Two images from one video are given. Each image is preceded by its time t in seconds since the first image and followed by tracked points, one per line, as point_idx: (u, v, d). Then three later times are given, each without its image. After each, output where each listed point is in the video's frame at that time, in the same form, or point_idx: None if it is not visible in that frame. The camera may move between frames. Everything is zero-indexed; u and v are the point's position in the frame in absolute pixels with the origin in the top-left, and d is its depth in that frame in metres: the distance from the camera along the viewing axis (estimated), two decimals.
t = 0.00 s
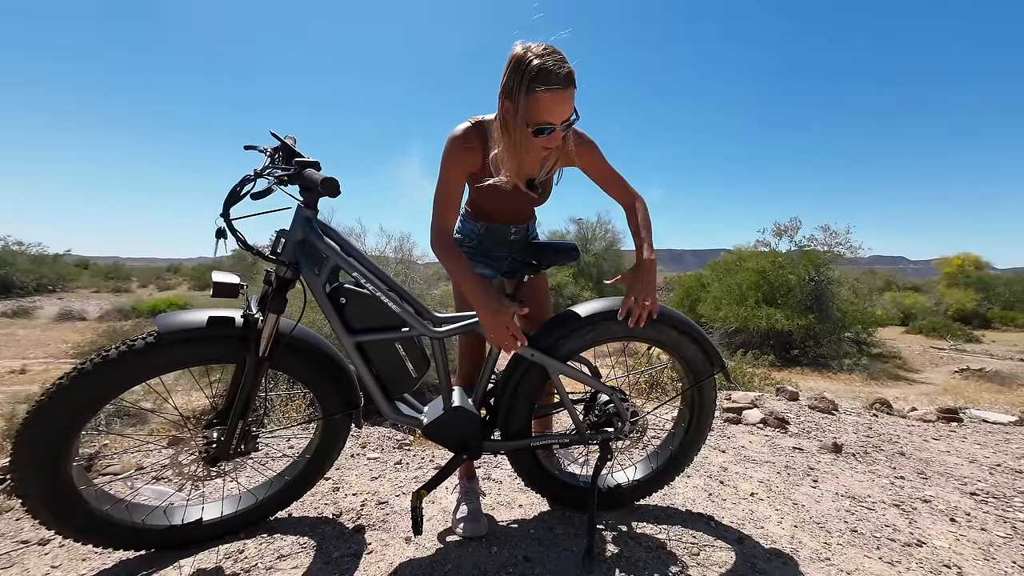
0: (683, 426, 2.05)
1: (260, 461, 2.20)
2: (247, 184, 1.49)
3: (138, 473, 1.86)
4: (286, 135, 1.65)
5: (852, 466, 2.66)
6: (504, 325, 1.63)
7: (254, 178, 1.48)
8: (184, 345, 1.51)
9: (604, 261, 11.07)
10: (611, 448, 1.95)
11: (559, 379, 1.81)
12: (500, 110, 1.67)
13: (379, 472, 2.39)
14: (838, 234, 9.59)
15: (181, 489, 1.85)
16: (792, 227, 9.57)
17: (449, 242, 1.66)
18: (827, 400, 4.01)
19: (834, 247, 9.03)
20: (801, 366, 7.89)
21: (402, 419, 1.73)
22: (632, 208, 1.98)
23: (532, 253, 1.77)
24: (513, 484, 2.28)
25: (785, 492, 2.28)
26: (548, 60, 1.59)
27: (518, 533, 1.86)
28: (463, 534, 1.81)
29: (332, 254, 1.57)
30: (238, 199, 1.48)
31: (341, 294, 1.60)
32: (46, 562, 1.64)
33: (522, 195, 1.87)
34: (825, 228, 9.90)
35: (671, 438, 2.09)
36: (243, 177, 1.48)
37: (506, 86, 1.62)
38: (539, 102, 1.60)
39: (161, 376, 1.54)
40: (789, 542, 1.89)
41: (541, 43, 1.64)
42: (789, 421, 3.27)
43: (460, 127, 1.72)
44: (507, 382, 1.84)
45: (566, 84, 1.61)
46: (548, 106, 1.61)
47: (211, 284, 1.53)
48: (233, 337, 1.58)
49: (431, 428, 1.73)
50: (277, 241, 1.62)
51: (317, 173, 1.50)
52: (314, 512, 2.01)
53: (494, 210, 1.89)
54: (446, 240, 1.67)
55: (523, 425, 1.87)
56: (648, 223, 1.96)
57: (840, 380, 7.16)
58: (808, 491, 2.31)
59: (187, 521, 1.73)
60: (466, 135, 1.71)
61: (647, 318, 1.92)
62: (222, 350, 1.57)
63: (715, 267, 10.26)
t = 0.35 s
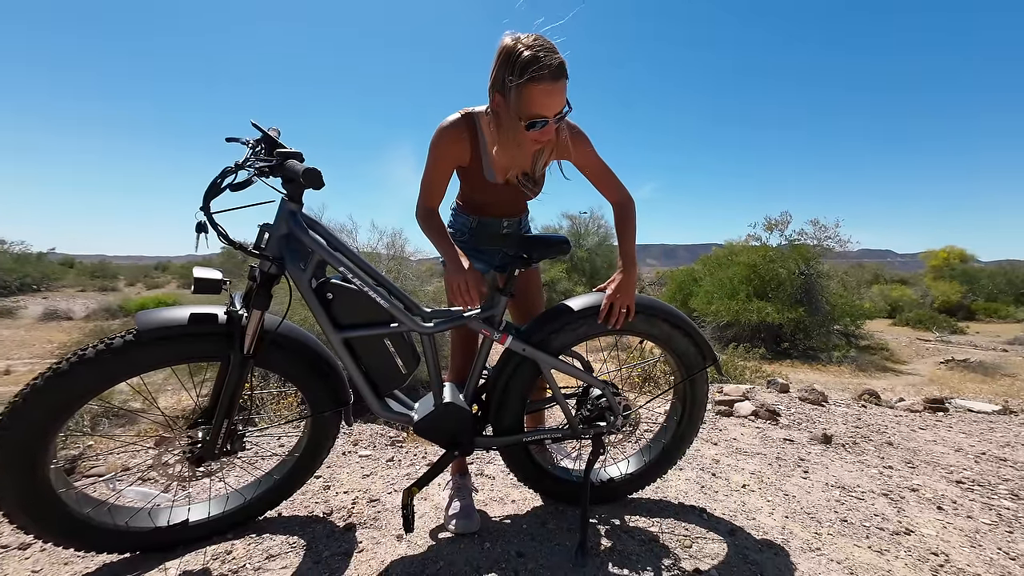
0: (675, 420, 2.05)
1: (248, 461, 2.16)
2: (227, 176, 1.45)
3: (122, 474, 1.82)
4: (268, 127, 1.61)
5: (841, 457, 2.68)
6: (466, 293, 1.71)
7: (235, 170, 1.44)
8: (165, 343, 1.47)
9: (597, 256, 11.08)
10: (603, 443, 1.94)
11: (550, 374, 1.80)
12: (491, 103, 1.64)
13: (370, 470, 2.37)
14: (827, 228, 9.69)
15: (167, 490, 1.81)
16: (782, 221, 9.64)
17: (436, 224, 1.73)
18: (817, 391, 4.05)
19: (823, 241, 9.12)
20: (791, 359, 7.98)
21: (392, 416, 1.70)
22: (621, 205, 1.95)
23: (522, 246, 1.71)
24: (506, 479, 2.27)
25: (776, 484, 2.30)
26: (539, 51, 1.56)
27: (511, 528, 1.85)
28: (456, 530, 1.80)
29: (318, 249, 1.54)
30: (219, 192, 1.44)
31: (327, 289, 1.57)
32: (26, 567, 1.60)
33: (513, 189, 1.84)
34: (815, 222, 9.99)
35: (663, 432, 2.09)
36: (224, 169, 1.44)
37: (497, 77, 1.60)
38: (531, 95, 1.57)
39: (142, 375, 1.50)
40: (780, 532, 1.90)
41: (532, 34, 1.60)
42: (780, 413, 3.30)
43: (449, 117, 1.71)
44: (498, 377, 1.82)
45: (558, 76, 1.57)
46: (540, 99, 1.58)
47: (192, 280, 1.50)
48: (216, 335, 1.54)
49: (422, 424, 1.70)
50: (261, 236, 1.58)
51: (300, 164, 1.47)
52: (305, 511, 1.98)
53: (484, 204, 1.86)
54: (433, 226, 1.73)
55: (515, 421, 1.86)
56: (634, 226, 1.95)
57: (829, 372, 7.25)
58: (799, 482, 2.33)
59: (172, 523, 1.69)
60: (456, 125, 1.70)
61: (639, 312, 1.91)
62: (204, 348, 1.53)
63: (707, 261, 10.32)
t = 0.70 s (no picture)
0: (666, 416, 2.04)
1: (236, 463, 2.13)
2: (205, 173, 1.41)
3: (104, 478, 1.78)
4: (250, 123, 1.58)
5: (831, 450, 2.71)
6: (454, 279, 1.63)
7: (213, 167, 1.41)
8: (143, 345, 1.43)
9: (590, 252, 11.10)
10: (595, 439, 1.93)
11: (541, 371, 1.79)
12: (473, 99, 1.63)
13: (361, 470, 2.34)
14: (818, 222, 9.78)
15: (150, 494, 1.78)
16: (773, 216, 9.71)
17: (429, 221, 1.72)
18: (808, 385, 4.09)
19: (814, 236, 9.20)
20: (783, 352, 8.06)
21: (381, 416, 1.68)
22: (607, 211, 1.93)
23: (512, 243, 1.70)
24: (498, 477, 2.26)
25: (766, 477, 2.32)
26: (519, 47, 1.54)
27: (502, 527, 1.84)
28: (447, 530, 1.78)
29: (301, 247, 1.51)
30: (197, 189, 1.40)
31: (312, 289, 1.54)
32: None
33: (500, 187, 1.83)
34: (806, 217, 10.08)
35: (654, 428, 2.08)
36: (202, 166, 1.40)
37: (477, 73, 1.58)
38: (512, 93, 1.55)
39: (121, 378, 1.47)
40: (770, 526, 1.91)
41: (513, 28, 1.58)
42: (771, 407, 3.32)
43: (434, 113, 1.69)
44: (489, 374, 1.80)
45: (539, 73, 1.55)
46: (523, 98, 1.56)
47: (172, 280, 1.46)
48: (197, 336, 1.50)
49: (411, 424, 1.68)
50: (243, 234, 1.55)
51: (279, 160, 1.43)
52: (293, 513, 1.96)
53: (473, 203, 1.85)
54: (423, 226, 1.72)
55: (506, 418, 1.84)
56: (619, 232, 1.92)
57: (819, 365, 7.33)
58: (789, 475, 2.35)
59: (156, 528, 1.66)
60: (441, 122, 1.68)
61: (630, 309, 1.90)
62: (185, 349, 1.49)
63: (699, 256, 10.38)
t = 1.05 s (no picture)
0: (659, 412, 2.04)
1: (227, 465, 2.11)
2: (188, 172, 1.38)
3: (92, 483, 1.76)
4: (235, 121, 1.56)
5: (824, 443, 2.73)
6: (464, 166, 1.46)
7: (195, 166, 1.38)
8: (128, 347, 1.41)
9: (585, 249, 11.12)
10: (588, 436, 1.93)
11: (533, 369, 1.78)
12: (449, 85, 1.62)
13: (355, 470, 2.33)
14: (810, 218, 9.84)
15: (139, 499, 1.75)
16: (766, 211, 9.76)
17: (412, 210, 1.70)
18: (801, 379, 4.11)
19: (806, 231, 9.26)
20: (777, 347, 8.11)
21: (373, 416, 1.67)
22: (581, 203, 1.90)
23: (502, 240, 1.67)
24: (492, 476, 2.25)
25: (760, 471, 2.33)
26: (488, 28, 1.51)
27: (497, 525, 1.84)
28: (441, 529, 1.77)
29: (288, 247, 1.49)
30: (179, 188, 1.38)
31: (300, 288, 1.53)
32: None
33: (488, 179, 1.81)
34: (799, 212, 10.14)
35: (648, 424, 2.08)
36: (183, 164, 1.38)
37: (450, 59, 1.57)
38: (483, 78, 1.53)
39: (106, 381, 1.44)
40: (763, 520, 1.92)
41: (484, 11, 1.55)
42: (765, 401, 3.34)
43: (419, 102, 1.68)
44: (481, 372, 1.79)
45: (510, 55, 1.52)
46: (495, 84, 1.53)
47: (156, 281, 1.44)
48: (183, 337, 1.48)
49: (403, 424, 1.67)
50: (228, 234, 1.52)
51: (262, 158, 1.42)
52: (286, 515, 1.94)
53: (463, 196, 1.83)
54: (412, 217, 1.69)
55: (499, 417, 1.83)
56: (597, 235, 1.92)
57: (813, 359, 7.40)
58: (782, 469, 2.36)
59: (145, 533, 1.64)
60: (426, 111, 1.68)
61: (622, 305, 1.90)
62: (170, 351, 1.47)
63: (694, 252, 10.42)
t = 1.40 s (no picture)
0: (655, 409, 2.05)
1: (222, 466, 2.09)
2: (178, 171, 1.37)
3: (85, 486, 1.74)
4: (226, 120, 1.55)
5: (818, 439, 2.74)
6: (436, 46, 1.55)
7: (185, 164, 1.37)
8: (119, 348, 1.40)
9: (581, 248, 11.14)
10: (584, 434, 1.93)
11: (528, 367, 1.78)
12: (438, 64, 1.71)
13: (351, 470, 2.32)
14: (805, 215, 9.90)
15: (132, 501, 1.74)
16: (761, 209, 9.80)
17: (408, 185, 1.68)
18: (796, 375, 4.14)
19: (800, 228, 9.31)
20: (772, 344, 8.15)
21: (368, 416, 1.66)
22: (570, 200, 1.90)
23: (497, 238, 1.67)
24: (489, 475, 2.25)
25: (755, 467, 2.34)
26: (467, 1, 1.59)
27: (494, 524, 1.83)
28: (438, 529, 1.77)
29: (282, 246, 1.48)
30: (169, 187, 1.36)
31: (294, 288, 1.52)
32: None
33: (480, 166, 1.81)
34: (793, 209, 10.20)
35: (643, 422, 2.08)
36: (174, 163, 1.36)
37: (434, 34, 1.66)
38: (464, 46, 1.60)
39: (97, 384, 1.43)
40: (759, 516, 1.93)
41: None
42: (760, 398, 3.35)
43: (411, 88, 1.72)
44: (476, 371, 1.79)
45: (490, 22, 1.59)
46: (477, 50, 1.60)
47: (148, 281, 1.43)
48: (175, 338, 1.47)
49: (399, 423, 1.66)
50: (220, 233, 1.51)
51: (253, 156, 1.41)
52: (282, 516, 1.93)
53: (457, 186, 1.83)
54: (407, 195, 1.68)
55: (495, 415, 1.83)
56: (588, 232, 1.91)
57: (808, 356, 7.44)
58: (777, 465, 2.37)
59: (139, 535, 1.62)
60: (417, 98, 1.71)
61: (616, 303, 1.90)
62: (162, 352, 1.46)
63: (689, 251, 10.46)
